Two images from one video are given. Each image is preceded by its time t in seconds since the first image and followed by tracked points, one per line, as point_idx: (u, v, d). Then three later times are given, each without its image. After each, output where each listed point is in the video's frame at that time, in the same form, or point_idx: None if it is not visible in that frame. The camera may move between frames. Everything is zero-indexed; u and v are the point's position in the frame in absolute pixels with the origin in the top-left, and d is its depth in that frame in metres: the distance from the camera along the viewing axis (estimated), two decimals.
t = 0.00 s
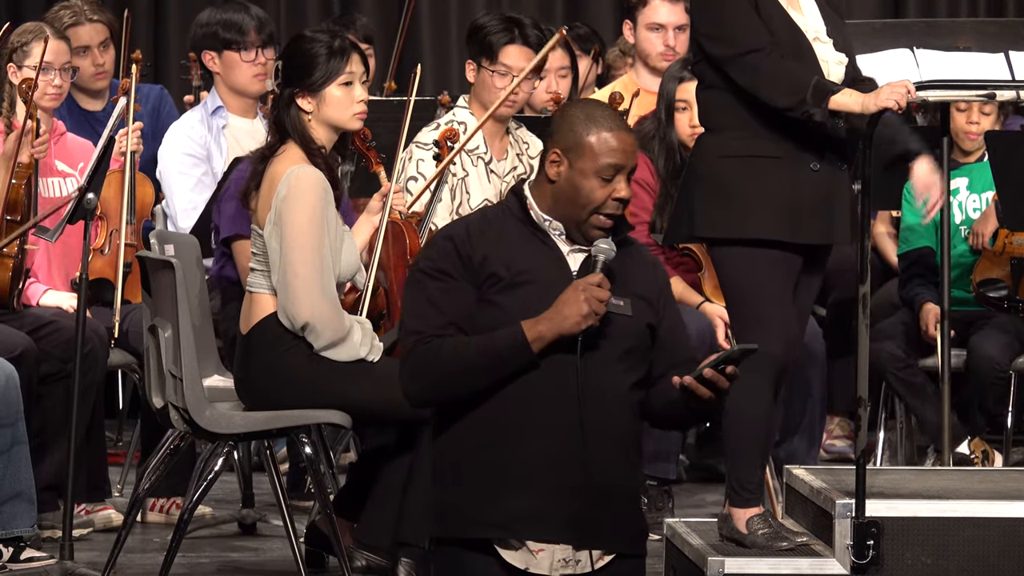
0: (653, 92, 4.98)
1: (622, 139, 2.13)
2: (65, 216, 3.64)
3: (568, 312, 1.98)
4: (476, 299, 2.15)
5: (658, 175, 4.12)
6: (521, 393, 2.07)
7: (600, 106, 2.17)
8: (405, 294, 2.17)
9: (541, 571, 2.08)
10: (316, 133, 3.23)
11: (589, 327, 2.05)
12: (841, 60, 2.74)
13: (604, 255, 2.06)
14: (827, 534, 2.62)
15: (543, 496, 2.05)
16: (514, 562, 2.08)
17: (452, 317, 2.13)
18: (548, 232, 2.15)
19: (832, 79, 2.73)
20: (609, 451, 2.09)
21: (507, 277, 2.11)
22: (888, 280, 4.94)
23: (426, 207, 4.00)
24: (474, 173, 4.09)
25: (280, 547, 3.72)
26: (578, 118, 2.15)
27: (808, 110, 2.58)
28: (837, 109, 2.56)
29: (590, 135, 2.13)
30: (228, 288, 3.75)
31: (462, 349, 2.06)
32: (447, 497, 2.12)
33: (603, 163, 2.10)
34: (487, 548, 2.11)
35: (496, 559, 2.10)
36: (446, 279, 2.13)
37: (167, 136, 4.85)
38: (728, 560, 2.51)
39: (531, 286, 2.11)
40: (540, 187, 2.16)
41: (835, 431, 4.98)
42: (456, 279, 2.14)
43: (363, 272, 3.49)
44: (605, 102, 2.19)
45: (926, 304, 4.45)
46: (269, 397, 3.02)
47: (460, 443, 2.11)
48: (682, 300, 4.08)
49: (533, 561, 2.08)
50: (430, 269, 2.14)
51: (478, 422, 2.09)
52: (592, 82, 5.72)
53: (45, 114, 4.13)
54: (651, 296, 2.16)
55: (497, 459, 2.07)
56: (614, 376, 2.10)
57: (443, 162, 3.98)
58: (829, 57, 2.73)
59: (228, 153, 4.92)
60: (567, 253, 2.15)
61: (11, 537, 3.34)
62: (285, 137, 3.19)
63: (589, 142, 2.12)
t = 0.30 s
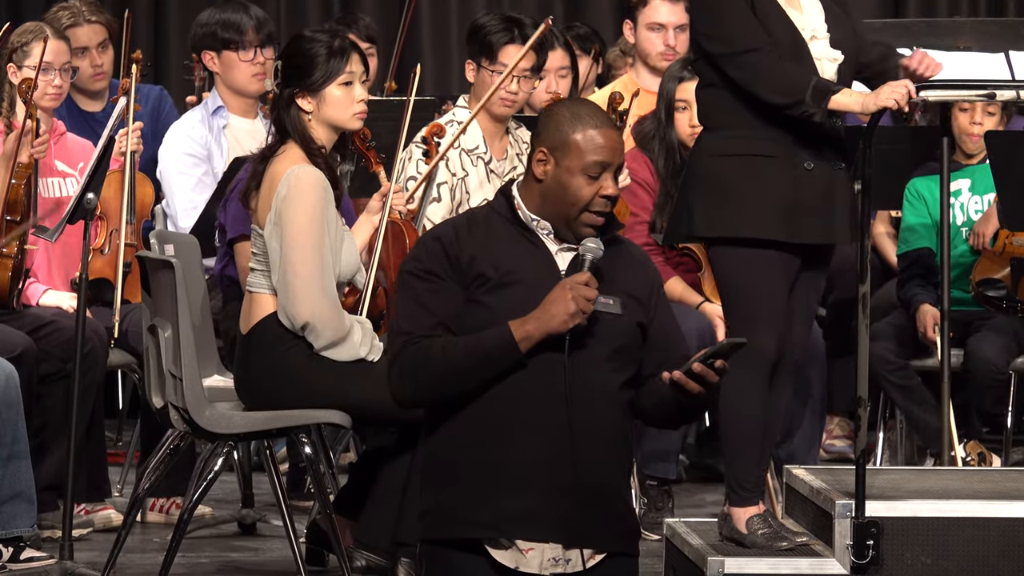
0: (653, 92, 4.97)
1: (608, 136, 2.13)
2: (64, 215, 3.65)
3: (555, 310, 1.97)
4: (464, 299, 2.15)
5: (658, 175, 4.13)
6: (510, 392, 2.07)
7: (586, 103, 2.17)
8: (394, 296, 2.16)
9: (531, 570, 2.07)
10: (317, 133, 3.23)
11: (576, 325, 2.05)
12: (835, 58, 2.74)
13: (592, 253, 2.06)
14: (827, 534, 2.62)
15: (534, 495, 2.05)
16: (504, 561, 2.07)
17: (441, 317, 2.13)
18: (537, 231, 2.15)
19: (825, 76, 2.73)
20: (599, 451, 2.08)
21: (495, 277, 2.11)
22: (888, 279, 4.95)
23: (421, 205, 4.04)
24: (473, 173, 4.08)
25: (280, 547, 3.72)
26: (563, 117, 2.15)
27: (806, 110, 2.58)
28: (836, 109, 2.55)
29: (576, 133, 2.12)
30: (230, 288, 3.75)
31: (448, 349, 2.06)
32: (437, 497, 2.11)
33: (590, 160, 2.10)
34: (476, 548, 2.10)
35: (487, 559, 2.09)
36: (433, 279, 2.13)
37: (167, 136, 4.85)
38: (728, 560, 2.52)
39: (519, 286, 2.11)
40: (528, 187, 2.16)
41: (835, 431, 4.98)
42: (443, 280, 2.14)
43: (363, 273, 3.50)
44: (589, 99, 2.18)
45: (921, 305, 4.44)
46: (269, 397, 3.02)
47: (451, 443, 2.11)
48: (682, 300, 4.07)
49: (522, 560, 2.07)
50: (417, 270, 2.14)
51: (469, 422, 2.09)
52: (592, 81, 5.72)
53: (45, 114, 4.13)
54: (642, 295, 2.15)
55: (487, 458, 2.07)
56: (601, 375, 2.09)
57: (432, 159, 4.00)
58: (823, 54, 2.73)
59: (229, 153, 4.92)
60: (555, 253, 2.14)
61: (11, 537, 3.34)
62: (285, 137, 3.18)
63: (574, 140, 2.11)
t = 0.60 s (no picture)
0: (654, 92, 4.97)
1: (601, 133, 2.13)
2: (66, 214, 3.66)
3: (549, 307, 1.97)
4: (459, 300, 2.14)
5: (659, 174, 4.14)
6: (506, 391, 2.07)
7: (581, 103, 2.18)
8: (392, 296, 2.16)
9: (530, 568, 2.07)
10: (317, 132, 3.23)
11: (570, 323, 2.05)
12: (831, 59, 2.72)
13: (586, 250, 2.05)
14: (828, 534, 2.62)
15: (531, 494, 2.05)
16: (503, 559, 2.07)
17: (437, 318, 2.13)
18: (531, 230, 2.15)
19: (821, 76, 2.71)
20: (597, 449, 2.08)
21: (489, 277, 2.11)
22: (889, 279, 4.95)
23: (425, 206, 4.03)
24: (475, 173, 4.08)
25: (282, 546, 3.72)
26: (555, 115, 2.16)
27: (806, 109, 2.58)
28: (837, 109, 2.56)
29: (567, 130, 2.13)
30: (231, 288, 3.74)
31: (445, 350, 2.06)
32: (437, 497, 2.11)
33: (582, 155, 2.10)
34: (476, 547, 2.10)
35: (487, 559, 2.09)
36: (428, 280, 2.13)
37: (170, 135, 4.84)
38: (730, 560, 2.52)
39: (514, 285, 2.11)
40: (522, 187, 2.16)
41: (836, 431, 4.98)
42: (439, 281, 2.13)
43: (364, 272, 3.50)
44: (582, 97, 2.19)
45: (924, 306, 4.44)
46: (269, 397, 3.02)
47: (450, 443, 2.11)
48: (684, 300, 4.08)
49: (521, 558, 2.07)
50: (411, 272, 2.14)
51: (467, 421, 2.09)
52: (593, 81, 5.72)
53: (46, 114, 4.14)
54: (640, 293, 2.15)
55: (485, 457, 2.07)
56: (597, 373, 2.09)
57: (440, 162, 4.01)
58: (818, 55, 2.71)
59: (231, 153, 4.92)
60: (551, 251, 2.14)
61: (12, 537, 3.34)
62: (286, 137, 3.18)
63: (567, 136, 2.12)
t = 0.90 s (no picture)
0: (652, 92, 4.97)
1: (592, 130, 2.13)
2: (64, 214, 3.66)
3: (538, 304, 1.97)
4: (453, 300, 2.14)
5: (657, 176, 4.15)
6: (499, 388, 2.07)
7: (575, 102, 2.17)
8: (387, 297, 2.17)
9: (524, 567, 2.06)
10: (311, 132, 3.23)
11: (560, 321, 2.05)
12: (825, 64, 2.69)
13: (576, 247, 2.04)
14: (826, 534, 2.62)
15: (525, 492, 2.05)
16: (497, 558, 2.07)
17: (429, 319, 2.12)
18: (526, 230, 2.15)
19: (815, 81, 2.68)
20: (592, 448, 2.08)
21: (481, 277, 2.12)
22: (887, 279, 4.96)
23: (424, 206, 4.02)
24: (472, 174, 4.09)
25: (279, 547, 3.72)
26: (547, 113, 2.16)
27: (803, 116, 2.58)
28: (833, 114, 2.56)
29: (558, 127, 2.13)
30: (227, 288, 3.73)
31: (438, 350, 2.06)
32: (432, 496, 2.12)
33: (573, 153, 2.10)
34: (471, 546, 2.10)
35: (482, 558, 2.09)
36: (422, 282, 2.13)
37: (167, 136, 4.84)
38: (727, 560, 2.53)
39: (507, 284, 2.10)
40: (517, 187, 2.16)
41: (834, 431, 4.99)
42: (433, 282, 2.13)
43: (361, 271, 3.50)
44: (574, 95, 2.19)
45: (920, 307, 4.44)
46: (267, 397, 3.02)
47: (444, 443, 2.11)
48: (682, 300, 4.08)
49: (515, 557, 2.06)
50: (406, 273, 2.14)
51: (462, 420, 2.09)
52: (591, 81, 5.72)
53: (43, 114, 4.13)
54: (637, 292, 2.15)
55: (480, 456, 2.07)
56: (592, 370, 2.09)
57: (440, 161, 3.95)
58: (812, 61, 2.69)
59: (228, 153, 4.92)
60: (545, 250, 2.14)
61: (10, 537, 3.34)
62: (282, 138, 3.18)
63: (557, 134, 2.12)
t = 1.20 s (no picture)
0: (652, 91, 4.97)
1: (592, 132, 2.12)
2: (65, 214, 3.66)
3: (533, 305, 1.97)
4: (453, 300, 2.14)
5: (658, 175, 4.13)
6: (497, 388, 2.08)
7: (579, 103, 2.17)
8: (387, 297, 2.17)
9: (518, 566, 2.06)
10: (312, 132, 3.23)
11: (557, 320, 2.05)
12: (825, 64, 2.69)
13: (573, 248, 2.04)
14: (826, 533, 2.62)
15: (522, 491, 2.05)
16: (493, 558, 2.07)
17: (427, 318, 2.13)
18: (526, 229, 2.15)
19: (814, 80, 2.69)
20: (590, 448, 2.08)
21: (480, 276, 2.12)
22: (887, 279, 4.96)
23: (424, 205, 4.01)
24: (472, 173, 4.09)
25: (280, 547, 3.72)
26: (547, 114, 2.16)
27: (804, 116, 2.58)
28: (834, 114, 2.56)
29: (558, 128, 2.13)
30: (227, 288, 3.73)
31: (436, 349, 2.06)
32: (430, 497, 2.12)
33: (572, 155, 2.10)
34: (469, 546, 2.10)
35: (479, 558, 2.09)
36: (422, 281, 2.14)
37: (167, 136, 4.84)
38: (728, 560, 2.53)
39: (506, 284, 2.10)
40: (518, 187, 2.16)
41: (834, 431, 4.99)
42: (432, 281, 2.14)
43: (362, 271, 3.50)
44: (575, 96, 2.19)
45: (920, 307, 4.43)
46: (268, 397, 3.02)
47: (443, 442, 2.11)
48: (682, 300, 4.09)
49: (509, 557, 2.06)
50: (406, 273, 2.14)
51: (460, 419, 2.09)
52: (591, 80, 5.72)
53: (44, 114, 4.13)
54: (639, 292, 2.15)
55: (477, 456, 2.07)
56: (590, 370, 2.09)
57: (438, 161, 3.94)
58: (812, 60, 2.69)
59: (229, 153, 4.92)
60: (545, 250, 2.14)
61: (10, 537, 3.34)
62: (283, 137, 3.18)
63: (557, 136, 2.12)
